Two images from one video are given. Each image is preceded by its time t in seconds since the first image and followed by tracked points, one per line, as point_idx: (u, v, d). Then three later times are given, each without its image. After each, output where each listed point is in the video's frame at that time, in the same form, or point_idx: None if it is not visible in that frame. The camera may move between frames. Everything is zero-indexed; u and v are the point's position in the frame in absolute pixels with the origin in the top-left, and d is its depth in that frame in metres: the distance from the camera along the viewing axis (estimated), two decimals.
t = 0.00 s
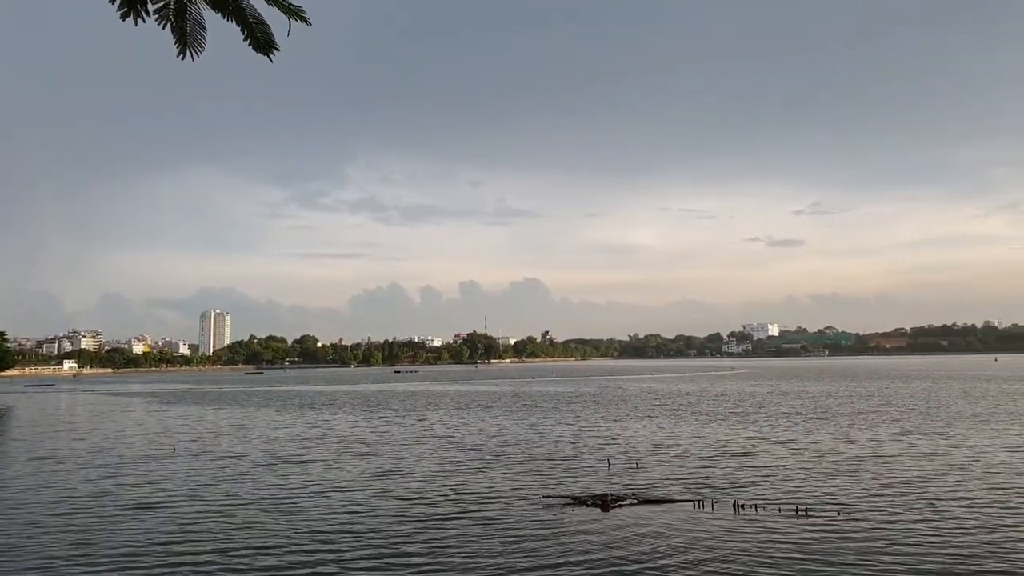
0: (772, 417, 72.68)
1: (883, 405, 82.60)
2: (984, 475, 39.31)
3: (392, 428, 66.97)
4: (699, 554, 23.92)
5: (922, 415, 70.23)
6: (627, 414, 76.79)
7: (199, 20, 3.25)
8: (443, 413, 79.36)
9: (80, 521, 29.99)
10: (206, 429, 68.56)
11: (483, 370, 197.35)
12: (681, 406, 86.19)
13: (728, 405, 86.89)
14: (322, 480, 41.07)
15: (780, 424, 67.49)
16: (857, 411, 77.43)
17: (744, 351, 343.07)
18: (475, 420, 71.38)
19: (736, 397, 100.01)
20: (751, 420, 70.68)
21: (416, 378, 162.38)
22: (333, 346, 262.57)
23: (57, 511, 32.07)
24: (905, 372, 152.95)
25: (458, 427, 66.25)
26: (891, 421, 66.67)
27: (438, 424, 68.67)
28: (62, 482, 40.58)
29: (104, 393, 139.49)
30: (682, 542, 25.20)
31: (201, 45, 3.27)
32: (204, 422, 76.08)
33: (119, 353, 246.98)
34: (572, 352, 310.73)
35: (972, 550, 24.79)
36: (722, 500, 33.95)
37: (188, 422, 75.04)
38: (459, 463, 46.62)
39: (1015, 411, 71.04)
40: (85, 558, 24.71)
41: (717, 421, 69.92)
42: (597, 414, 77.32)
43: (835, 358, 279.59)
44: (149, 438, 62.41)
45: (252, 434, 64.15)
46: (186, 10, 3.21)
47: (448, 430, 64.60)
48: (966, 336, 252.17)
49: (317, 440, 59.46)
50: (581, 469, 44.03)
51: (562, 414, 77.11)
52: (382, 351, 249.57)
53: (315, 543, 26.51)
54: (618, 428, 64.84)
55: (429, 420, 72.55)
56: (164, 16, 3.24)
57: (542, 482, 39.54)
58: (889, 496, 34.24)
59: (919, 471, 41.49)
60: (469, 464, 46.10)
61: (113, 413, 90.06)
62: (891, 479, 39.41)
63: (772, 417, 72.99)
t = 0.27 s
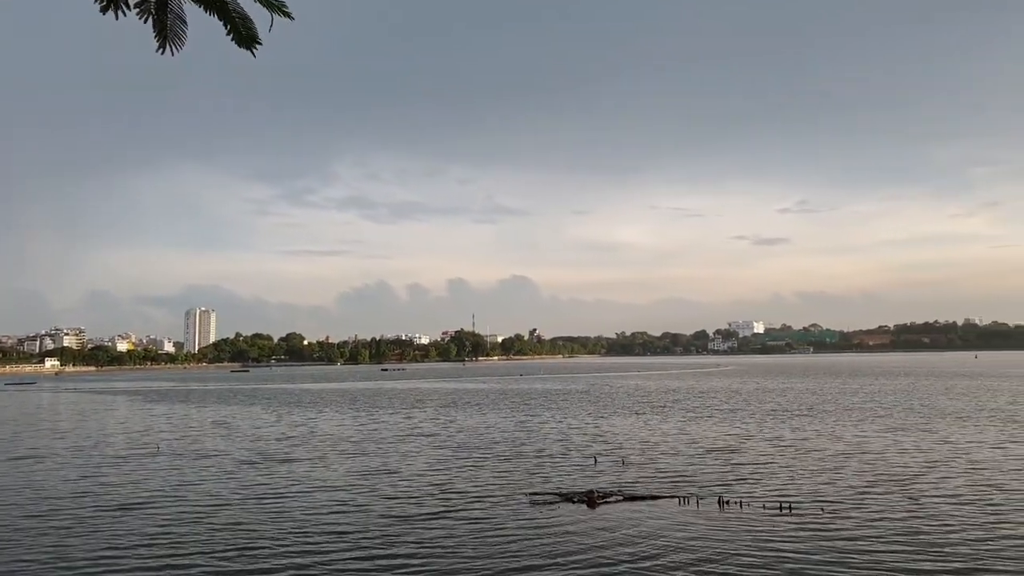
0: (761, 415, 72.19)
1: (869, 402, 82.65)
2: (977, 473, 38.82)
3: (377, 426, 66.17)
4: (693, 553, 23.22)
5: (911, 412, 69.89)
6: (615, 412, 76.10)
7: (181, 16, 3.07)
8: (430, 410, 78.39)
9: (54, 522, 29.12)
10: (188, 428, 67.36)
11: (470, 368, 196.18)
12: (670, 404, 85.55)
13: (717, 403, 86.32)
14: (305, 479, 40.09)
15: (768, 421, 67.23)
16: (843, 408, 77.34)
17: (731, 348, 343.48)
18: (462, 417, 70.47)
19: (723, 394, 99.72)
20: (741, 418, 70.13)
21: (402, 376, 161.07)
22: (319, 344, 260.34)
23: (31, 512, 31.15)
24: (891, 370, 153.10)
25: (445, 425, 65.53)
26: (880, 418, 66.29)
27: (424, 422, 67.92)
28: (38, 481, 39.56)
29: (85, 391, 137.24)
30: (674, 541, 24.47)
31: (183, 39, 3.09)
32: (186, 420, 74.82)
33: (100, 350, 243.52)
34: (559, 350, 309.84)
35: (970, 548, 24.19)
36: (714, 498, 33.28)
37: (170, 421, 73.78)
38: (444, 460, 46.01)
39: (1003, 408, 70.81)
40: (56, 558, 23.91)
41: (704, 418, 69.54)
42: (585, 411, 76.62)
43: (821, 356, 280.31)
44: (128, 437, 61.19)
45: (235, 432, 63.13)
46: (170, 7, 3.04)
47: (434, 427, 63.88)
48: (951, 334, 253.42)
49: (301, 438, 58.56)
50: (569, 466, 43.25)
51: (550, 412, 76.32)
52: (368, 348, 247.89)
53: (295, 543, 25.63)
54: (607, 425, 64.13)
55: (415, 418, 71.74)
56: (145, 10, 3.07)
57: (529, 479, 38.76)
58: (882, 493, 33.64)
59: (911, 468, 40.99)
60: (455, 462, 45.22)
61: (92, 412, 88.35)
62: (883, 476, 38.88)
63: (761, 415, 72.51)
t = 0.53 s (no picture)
0: (715, 395, 74.08)
1: (826, 384, 84.81)
2: (892, 428, 40.89)
3: (341, 406, 67.37)
4: (593, 494, 24.89)
5: (856, 392, 72.14)
6: (578, 394, 77.65)
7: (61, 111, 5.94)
8: (392, 394, 79.44)
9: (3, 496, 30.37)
10: (154, 416, 68.24)
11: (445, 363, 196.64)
12: (629, 389, 87.26)
13: (676, 387, 88.16)
14: (253, 446, 41.28)
15: (724, 399, 69.16)
16: (800, 389, 79.52)
17: (706, 344, 346.44)
18: (423, 399, 71.69)
19: (689, 381, 101.55)
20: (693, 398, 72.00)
21: (376, 370, 161.55)
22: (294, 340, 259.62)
23: None
24: (855, 364, 155.78)
25: (407, 404, 66.87)
26: (824, 396, 68.44)
27: (388, 403, 69.13)
28: None
29: (56, 389, 136.68)
30: (583, 488, 25.85)
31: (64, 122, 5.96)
32: (153, 410, 75.59)
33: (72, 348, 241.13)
34: (536, 346, 310.89)
35: (851, 479, 26.07)
36: (637, 457, 34.98)
37: (136, 412, 74.55)
38: (397, 428, 47.42)
39: (944, 388, 73.30)
40: None
41: (663, 398, 71.33)
42: (548, 394, 78.14)
43: (792, 352, 284.13)
44: (93, 427, 62.00)
45: (200, 416, 64.17)
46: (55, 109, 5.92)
47: (396, 406, 65.20)
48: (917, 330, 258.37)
49: (263, 417, 59.70)
50: (511, 433, 44.75)
51: (510, 395, 77.73)
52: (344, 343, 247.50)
53: (225, 493, 27.05)
54: (562, 403, 65.64)
55: (379, 400, 72.88)
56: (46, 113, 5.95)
57: (469, 442, 40.27)
58: (804, 447, 35.20)
59: (834, 427, 42.96)
60: (402, 429, 46.54)
61: (60, 408, 88.64)
62: (805, 433, 40.82)
63: (715, 395, 74.31)
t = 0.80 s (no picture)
0: (689, 392, 73.97)
1: (801, 381, 85.15)
2: (864, 425, 40.98)
3: (314, 403, 66.06)
4: (566, 490, 24.50)
5: (828, 389, 72.51)
6: (554, 391, 77.05)
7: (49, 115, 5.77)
8: (364, 391, 78.15)
9: None
10: (120, 412, 66.36)
11: (419, 359, 194.84)
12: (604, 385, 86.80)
13: (650, 384, 88.03)
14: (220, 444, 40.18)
15: (701, 395, 69.00)
16: (775, 386, 79.67)
17: (680, 341, 347.89)
18: (395, 395, 70.67)
19: (665, 377, 101.51)
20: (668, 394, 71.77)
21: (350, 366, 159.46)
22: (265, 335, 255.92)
23: None
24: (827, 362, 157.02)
25: (382, 401, 65.76)
26: (798, 393, 68.63)
27: (362, 399, 67.93)
28: None
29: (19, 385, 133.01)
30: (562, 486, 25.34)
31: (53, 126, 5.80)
32: (120, 406, 73.60)
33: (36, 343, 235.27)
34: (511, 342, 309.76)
35: (824, 475, 25.96)
36: (613, 455, 34.55)
37: (102, 408, 72.52)
38: (371, 425, 46.43)
39: (914, 384, 73.92)
40: None
41: (640, 394, 70.97)
42: (525, 391, 77.45)
43: (765, 349, 286.19)
44: (57, 424, 60.09)
45: (169, 413, 62.51)
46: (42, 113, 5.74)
47: (371, 403, 64.08)
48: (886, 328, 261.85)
49: (235, 414, 58.32)
50: (485, 429, 44.11)
51: (485, 391, 76.90)
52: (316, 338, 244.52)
53: (189, 491, 26.13)
54: (536, 400, 65.09)
55: (354, 396, 71.65)
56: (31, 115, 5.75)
57: (441, 438, 39.61)
58: (782, 444, 34.96)
59: (807, 423, 42.97)
60: (374, 426, 45.69)
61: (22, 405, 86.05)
62: (778, 430, 40.77)
63: (689, 392, 74.18)
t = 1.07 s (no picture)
0: (663, 390, 74.20)
1: (775, 380, 85.70)
2: (837, 423, 41.36)
3: (288, 402, 65.23)
4: (541, 489, 24.39)
5: (801, 387, 73.15)
6: (530, 390, 76.81)
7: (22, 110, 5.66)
8: (338, 390, 77.38)
9: None
10: (89, 413, 65.02)
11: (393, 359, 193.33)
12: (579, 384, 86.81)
13: (625, 383, 88.19)
14: (190, 445, 39.47)
15: (676, 394, 69.16)
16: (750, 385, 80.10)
17: (654, 341, 349.32)
18: (370, 395, 70.03)
19: (640, 376, 101.61)
20: (643, 393, 71.94)
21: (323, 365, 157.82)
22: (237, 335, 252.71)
23: None
24: (799, 361, 158.55)
25: (357, 400, 65.08)
26: (771, 392, 69.15)
27: (337, 399, 67.19)
28: None
29: None
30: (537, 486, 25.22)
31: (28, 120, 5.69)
32: (88, 406, 72.13)
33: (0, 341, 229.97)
34: (486, 341, 308.85)
35: (798, 474, 26.12)
36: (588, 454, 34.44)
37: (69, 409, 71.03)
38: (344, 425, 45.86)
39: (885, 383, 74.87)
40: None
41: (616, 394, 70.93)
42: (501, 390, 77.15)
43: (738, 348, 288.67)
44: (23, 425, 58.71)
45: (139, 413, 61.37)
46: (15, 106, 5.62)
47: (345, 402, 63.40)
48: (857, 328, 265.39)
49: (206, 414, 57.40)
50: (460, 429, 43.74)
51: (460, 390, 76.50)
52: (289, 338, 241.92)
53: (157, 493, 25.60)
54: (512, 400, 64.86)
55: (328, 396, 70.85)
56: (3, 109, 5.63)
57: (415, 438, 39.31)
58: (757, 443, 35.06)
59: (781, 422, 43.28)
60: (347, 425, 45.20)
61: None
62: (752, 428, 41.00)
63: (664, 391, 74.43)
